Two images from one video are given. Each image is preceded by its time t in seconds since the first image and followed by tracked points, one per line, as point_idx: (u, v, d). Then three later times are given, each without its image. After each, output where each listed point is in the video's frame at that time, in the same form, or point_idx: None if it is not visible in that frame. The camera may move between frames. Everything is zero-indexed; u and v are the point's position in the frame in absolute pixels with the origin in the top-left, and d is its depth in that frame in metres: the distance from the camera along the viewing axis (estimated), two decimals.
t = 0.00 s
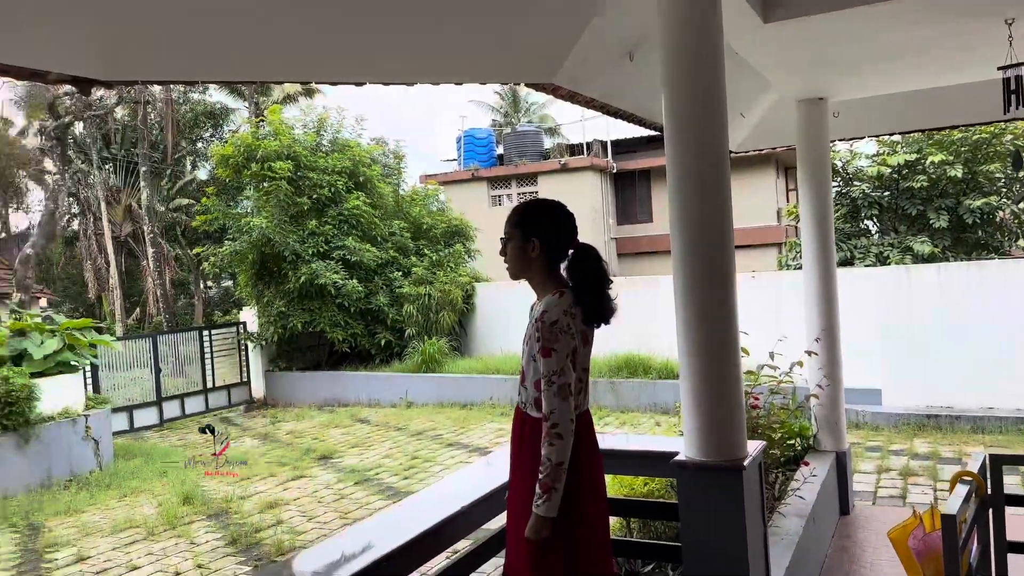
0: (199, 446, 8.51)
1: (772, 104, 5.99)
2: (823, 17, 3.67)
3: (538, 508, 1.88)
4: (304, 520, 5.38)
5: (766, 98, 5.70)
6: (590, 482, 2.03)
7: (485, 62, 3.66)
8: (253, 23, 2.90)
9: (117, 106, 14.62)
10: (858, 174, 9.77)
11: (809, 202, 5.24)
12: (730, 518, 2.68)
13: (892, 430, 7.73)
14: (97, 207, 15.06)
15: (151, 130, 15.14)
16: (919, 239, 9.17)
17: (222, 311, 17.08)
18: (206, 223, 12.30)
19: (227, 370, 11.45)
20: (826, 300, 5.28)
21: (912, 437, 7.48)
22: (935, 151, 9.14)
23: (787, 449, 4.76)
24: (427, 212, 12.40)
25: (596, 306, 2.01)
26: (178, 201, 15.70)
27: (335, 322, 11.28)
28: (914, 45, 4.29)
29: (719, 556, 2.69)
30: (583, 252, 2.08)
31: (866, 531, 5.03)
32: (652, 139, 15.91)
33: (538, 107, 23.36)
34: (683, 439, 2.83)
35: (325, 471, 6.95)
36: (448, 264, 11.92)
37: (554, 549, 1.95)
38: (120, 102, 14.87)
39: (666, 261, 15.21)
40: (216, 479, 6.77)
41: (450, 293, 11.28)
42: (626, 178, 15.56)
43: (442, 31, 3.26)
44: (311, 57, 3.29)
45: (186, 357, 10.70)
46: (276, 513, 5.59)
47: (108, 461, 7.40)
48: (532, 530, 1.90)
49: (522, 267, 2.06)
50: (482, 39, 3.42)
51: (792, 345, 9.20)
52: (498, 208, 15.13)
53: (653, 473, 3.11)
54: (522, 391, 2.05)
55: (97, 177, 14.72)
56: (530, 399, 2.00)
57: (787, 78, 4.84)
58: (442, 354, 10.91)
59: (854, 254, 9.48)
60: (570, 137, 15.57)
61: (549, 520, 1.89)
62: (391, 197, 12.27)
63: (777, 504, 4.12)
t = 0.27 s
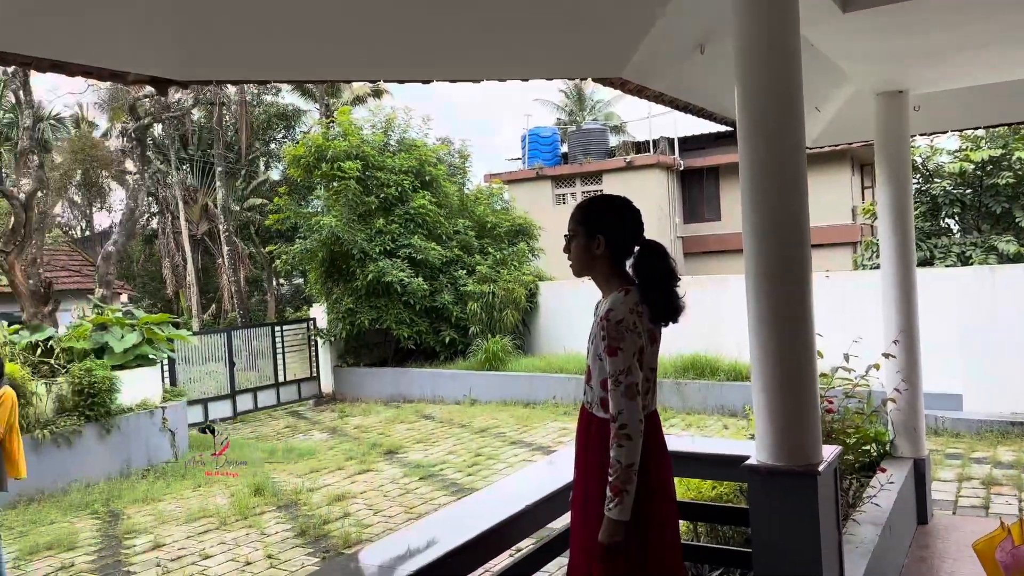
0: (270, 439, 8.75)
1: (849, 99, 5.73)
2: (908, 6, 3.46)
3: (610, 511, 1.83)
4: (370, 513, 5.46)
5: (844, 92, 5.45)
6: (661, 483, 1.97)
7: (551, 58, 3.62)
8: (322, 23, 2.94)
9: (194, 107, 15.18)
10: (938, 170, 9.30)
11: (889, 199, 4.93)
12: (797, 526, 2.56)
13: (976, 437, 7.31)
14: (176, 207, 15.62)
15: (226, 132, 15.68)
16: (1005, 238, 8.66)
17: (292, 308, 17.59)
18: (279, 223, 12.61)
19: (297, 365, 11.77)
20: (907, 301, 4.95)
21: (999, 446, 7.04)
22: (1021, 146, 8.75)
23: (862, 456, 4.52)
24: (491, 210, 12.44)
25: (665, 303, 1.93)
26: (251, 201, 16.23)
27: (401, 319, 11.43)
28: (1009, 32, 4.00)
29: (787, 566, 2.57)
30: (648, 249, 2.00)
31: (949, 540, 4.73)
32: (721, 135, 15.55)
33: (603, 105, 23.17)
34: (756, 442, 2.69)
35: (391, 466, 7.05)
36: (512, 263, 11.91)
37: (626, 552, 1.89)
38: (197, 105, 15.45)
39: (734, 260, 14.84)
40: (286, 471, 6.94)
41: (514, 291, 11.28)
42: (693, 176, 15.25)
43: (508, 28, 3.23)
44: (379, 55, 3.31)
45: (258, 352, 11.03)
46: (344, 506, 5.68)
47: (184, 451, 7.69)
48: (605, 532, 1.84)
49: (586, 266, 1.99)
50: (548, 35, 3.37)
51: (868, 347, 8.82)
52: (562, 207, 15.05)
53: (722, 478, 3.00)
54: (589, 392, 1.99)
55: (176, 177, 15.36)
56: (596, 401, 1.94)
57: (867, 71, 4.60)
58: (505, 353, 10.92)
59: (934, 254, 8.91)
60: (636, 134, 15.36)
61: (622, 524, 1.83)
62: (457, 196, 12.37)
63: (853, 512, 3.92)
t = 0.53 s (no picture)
0: (329, 437, 8.91)
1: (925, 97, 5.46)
2: None
3: (667, 519, 1.76)
4: (426, 512, 5.47)
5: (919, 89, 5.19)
6: (723, 491, 1.88)
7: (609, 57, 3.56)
8: (381, 26, 2.96)
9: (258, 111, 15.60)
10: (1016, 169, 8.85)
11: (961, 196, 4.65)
12: (868, 536, 2.43)
13: None
14: (240, 208, 16.02)
15: (288, 135, 16.06)
16: None
17: (351, 307, 17.90)
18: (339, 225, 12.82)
19: (355, 364, 11.95)
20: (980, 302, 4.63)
21: None
22: None
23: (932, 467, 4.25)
24: (547, 212, 12.39)
25: (730, 305, 1.85)
26: (312, 203, 16.59)
27: (457, 320, 11.47)
28: None
29: (856, 575, 2.45)
30: (713, 248, 1.92)
31: None
32: (784, 135, 15.15)
33: (660, 105, 22.87)
34: (823, 449, 2.54)
35: (446, 465, 7.07)
36: (568, 264, 11.83)
37: (685, 562, 1.81)
38: (261, 109, 15.88)
39: (797, 261, 14.41)
40: (344, 469, 7.04)
41: (569, 292, 11.21)
42: (755, 176, 14.88)
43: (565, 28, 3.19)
44: (436, 57, 3.31)
45: (318, 351, 11.24)
46: (400, 504, 5.72)
47: (246, 446, 7.89)
48: (662, 540, 1.77)
49: (647, 266, 1.92)
50: (606, 35, 3.32)
51: (940, 353, 8.42)
52: (619, 208, 14.88)
53: (787, 485, 2.89)
54: (648, 395, 1.92)
55: (241, 179, 15.81)
56: (656, 404, 1.87)
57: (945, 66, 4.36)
58: (560, 354, 10.85)
59: (1008, 256, 8.55)
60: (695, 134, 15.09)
61: (680, 533, 1.75)
62: (513, 197, 12.38)
63: (923, 524, 3.69)
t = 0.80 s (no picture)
0: (381, 439, 9.01)
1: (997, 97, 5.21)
2: None
3: (725, 533, 1.70)
4: (476, 516, 5.47)
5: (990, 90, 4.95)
6: (784, 506, 1.82)
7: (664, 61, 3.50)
8: (434, 32, 2.97)
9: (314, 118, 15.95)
10: None
11: None
12: (935, 554, 2.31)
13: None
14: (297, 213, 16.36)
15: (344, 141, 16.37)
16: None
17: (403, 311, 18.13)
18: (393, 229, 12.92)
19: (407, 367, 12.08)
20: None
21: None
22: None
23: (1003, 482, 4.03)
24: (599, 216, 12.30)
25: (793, 314, 1.79)
26: (366, 207, 16.87)
27: (508, 324, 11.47)
28: None
29: None
30: (775, 256, 1.86)
31: None
32: (843, 137, 14.73)
33: (715, 108, 22.53)
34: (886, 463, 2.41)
35: (497, 470, 7.07)
36: (619, 269, 11.72)
37: None
38: (317, 115, 16.22)
39: (858, 267, 13.96)
40: (395, 471, 7.10)
41: (621, 297, 11.10)
42: (812, 179, 14.49)
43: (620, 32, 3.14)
44: (489, 63, 3.31)
45: (371, 353, 11.39)
46: (451, 508, 5.73)
47: (300, 447, 8.04)
48: (718, 555, 1.72)
49: (705, 273, 1.87)
50: (662, 39, 3.26)
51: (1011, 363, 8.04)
52: (672, 212, 14.68)
53: (849, 499, 2.77)
54: (705, 406, 1.86)
55: (297, 185, 16.15)
56: (714, 415, 1.81)
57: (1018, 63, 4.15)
58: (611, 359, 10.73)
59: None
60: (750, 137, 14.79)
61: (738, 549, 1.70)
62: (564, 201, 12.33)
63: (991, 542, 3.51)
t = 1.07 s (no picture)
0: (428, 444, 9.07)
1: None
2: None
3: (783, 550, 1.64)
4: (523, 524, 5.45)
5: None
6: (844, 521, 1.75)
7: (715, 67, 3.45)
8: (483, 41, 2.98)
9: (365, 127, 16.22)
10: None
11: None
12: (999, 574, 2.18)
13: None
14: (347, 220, 16.62)
15: (393, 149, 16.61)
16: None
17: (450, 317, 18.28)
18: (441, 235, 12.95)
19: (454, 373, 12.16)
20: None
21: None
22: None
23: None
24: (647, 222, 12.18)
25: (851, 324, 1.72)
26: (414, 214, 17.07)
27: (554, 331, 11.43)
28: None
29: None
30: (832, 265, 1.80)
31: None
32: (899, 141, 14.31)
33: (766, 113, 22.15)
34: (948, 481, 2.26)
35: (543, 477, 7.03)
36: (667, 276, 11.58)
37: None
38: (367, 124, 16.49)
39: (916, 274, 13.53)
40: (442, 477, 7.13)
41: (669, 305, 10.96)
42: (867, 185, 14.09)
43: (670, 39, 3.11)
44: (537, 72, 3.31)
45: (418, 359, 11.49)
46: (497, 515, 5.72)
47: (349, 451, 8.15)
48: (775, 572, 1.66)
49: (759, 283, 1.81)
50: (713, 45, 3.21)
51: None
52: (722, 218, 14.45)
53: (905, 514, 2.67)
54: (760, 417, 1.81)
55: (347, 192, 16.39)
56: (770, 428, 1.75)
57: None
58: (659, 368, 10.59)
59: None
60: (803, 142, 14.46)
61: (796, 566, 1.64)
62: (611, 208, 12.26)
63: None
